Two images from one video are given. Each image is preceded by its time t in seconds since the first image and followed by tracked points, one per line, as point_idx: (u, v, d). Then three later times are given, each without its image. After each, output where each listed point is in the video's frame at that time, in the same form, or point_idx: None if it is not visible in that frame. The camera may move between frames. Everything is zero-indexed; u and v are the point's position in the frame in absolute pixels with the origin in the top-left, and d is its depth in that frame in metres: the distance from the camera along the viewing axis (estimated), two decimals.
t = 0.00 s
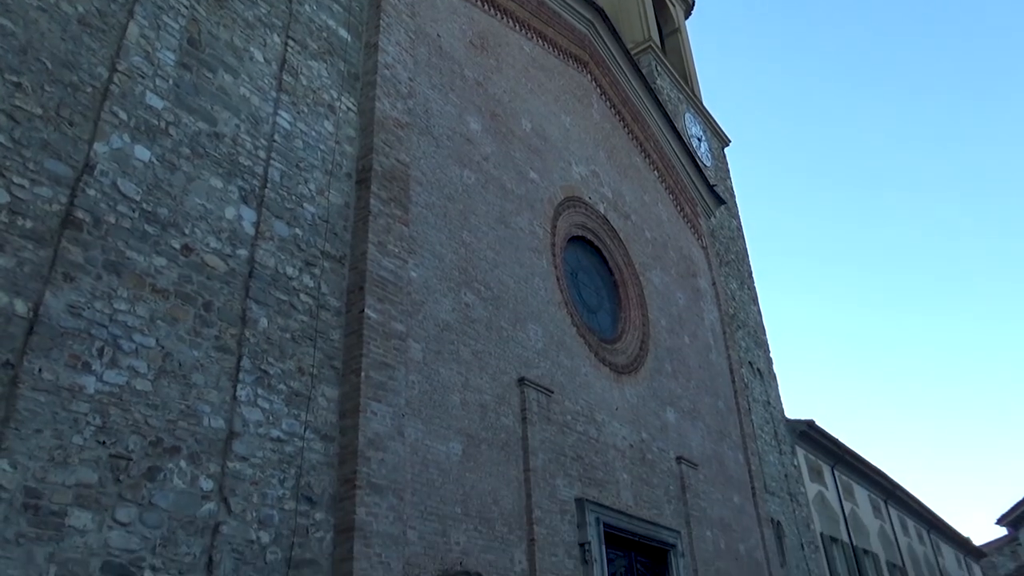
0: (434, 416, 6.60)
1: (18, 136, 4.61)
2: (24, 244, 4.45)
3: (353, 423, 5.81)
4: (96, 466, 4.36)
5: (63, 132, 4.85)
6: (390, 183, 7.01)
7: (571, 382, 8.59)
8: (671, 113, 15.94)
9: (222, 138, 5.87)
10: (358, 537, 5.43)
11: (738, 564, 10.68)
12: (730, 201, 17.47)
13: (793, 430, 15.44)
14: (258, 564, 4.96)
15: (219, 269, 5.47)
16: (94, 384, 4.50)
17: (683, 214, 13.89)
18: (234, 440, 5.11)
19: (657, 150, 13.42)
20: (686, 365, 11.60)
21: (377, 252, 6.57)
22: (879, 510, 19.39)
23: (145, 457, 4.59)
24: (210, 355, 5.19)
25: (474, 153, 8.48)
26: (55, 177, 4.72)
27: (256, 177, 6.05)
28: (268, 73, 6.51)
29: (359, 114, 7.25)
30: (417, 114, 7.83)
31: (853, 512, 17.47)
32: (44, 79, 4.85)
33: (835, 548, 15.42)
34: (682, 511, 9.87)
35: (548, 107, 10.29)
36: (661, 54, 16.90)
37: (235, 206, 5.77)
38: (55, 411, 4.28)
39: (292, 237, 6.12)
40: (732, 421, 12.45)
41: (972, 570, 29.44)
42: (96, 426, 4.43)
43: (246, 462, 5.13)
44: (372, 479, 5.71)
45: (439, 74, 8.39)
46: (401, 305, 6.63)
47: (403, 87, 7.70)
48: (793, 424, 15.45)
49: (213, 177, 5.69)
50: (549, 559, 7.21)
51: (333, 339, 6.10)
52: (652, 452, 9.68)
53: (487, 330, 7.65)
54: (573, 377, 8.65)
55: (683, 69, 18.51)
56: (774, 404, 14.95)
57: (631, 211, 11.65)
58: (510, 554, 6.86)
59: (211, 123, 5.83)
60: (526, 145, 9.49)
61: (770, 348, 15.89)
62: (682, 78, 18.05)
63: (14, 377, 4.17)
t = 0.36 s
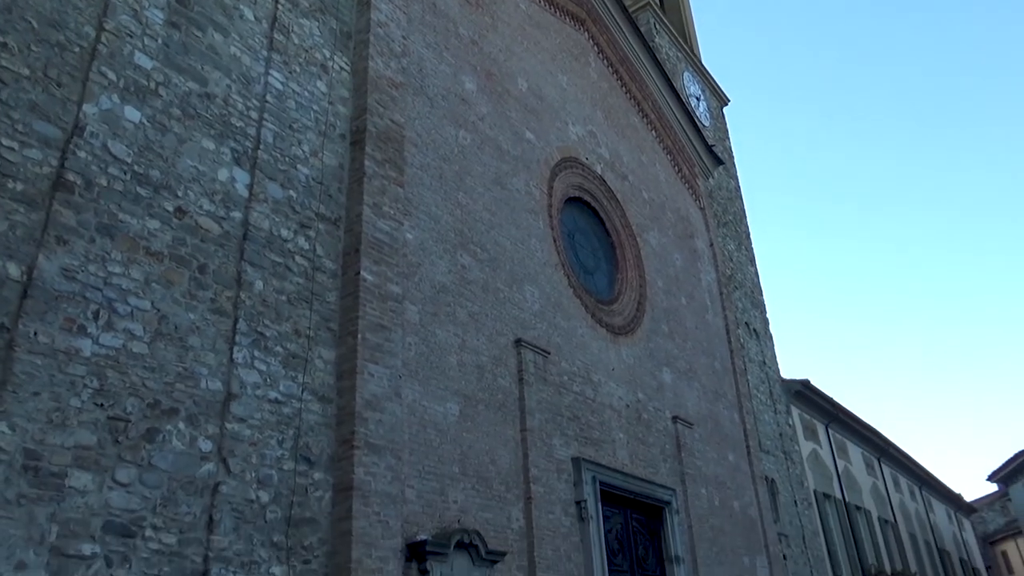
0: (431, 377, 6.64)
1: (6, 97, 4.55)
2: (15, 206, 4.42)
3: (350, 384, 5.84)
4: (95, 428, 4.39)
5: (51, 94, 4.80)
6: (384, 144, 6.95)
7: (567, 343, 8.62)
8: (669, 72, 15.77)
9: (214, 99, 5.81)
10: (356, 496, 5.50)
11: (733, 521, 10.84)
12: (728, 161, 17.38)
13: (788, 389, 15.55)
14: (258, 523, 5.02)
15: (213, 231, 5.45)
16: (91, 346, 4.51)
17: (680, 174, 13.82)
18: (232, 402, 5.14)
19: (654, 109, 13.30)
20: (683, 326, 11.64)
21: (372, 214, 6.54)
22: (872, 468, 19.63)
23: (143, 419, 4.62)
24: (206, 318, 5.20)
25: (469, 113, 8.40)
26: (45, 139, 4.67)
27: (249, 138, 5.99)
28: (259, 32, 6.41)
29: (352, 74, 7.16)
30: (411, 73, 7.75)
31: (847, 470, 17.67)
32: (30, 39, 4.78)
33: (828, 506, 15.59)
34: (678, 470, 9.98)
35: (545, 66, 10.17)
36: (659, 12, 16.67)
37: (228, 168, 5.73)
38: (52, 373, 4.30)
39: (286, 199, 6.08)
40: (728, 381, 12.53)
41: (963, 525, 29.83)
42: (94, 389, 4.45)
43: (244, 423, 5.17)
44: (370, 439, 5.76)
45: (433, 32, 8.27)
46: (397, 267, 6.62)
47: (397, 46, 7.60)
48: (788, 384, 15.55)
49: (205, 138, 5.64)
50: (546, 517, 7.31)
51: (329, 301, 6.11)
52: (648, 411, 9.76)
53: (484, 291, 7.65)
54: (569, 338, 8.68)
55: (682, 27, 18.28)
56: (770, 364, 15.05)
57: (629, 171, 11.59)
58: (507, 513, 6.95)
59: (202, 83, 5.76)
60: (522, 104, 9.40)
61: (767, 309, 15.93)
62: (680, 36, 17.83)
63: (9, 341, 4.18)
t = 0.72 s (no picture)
0: (425, 342, 6.66)
1: None
2: (3, 171, 4.37)
3: (344, 348, 5.85)
4: (90, 393, 4.39)
5: (37, 55, 4.72)
6: (377, 107, 6.88)
7: (562, 308, 8.63)
8: (665, 33, 15.59)
9: (203, 61, 5.72)
10: (352, 459, 5.54)
11: (725, 482, 10.97)
12: (724, 123, 17.26)
13: (782, 352, 15.63)
14: (254, 486, 5.06)
15: (205, 196, 5.41)
16: (83, 312, 4.50)
17: (676, 137, 13.73)
18: (226, 366, 5.15)
19: (650, 71, 13.17)
20: (677, 290, 11.66)
21: (365, 178, 6.50)
22: (864, 430, 19.84)
23: (138, 383, 4.63)
24: (199, 283, 5.18)
25: (463, 76, 8.30)
26: (31, 102, 4.61)
27: (239, 101, 5.92)
28: None
29: (343, 35, 7.05)
30: (404, 35, 7.64)
31: (838, 431, 17.84)
32: None
33: (820, 467, 15.78)
34: (671, 432, 10.07)
35: (539, 27, 10.04)
36: None
37: (218, 131, 5.66)
38: (45, 338, 4.29)
39: (278, 163, 6.03)
40: (722, 344, 12.59)
41: (952, 485, 30.20)
42: (88, 354, 4.45)
43: (239, 387, 5.18)
44: (365, 403, 5.78)
45: None
46: (391, 232, 6.59)
47: (388, 6, 7.48)
48: (782, 347, 15.63)
49: (195, 101, 5.57)
50: (541, 479, 7.38)
51: (322, 266, 6.09)
52: (642, 375, 9.81)
53: (478, 256, 7.64)
54: (564, 302, 8.69)
55: None
56: (763, 328, 15.11)
57: (624, 135, 11.51)
58: (502, 475, 7.02)
59: (190, 45, 5.67)
60: (516, 66, 9.29)
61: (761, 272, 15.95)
62: None
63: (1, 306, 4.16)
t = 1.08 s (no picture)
0: (422, 304, 6.66)
1: None
2: None
3: (340, 311, 5.84)
4: (86, 354, 4.39)
5: (24, 11, 4.62)
6: (372, 67, 6.78)
7: (559, 271, 8.62)
8: None
9: (194, 18, 5.62)
10: (349, 420, 5.56)
11: (719, 444, 11.07)
12: (723, 84, 17.09)
13: (777, 315, 15.67)
14: (252, 447, 5.08)
15: (199, 156, 5.36)
16: (78, 273, 4.47)
17: (674, 98, 13.60)
18: (223, 328, 5.14)
19: (649, 31, 12.99)
20: (674, 253, 11.64)
21: (361, 139, 6.43)
22: (857, 392, 19.98)
23: (134, 345, 4.62)
24: (194, 245, 5.15)
25: (459, 35, 8.18)
26: (20, 60, 4.53)
27: (232, 60, 5.82)
28: None
29: None
30: None
31: (832, 394, 17.97)
32: None
33: (812, 428, 15.92)
34: (666, 395, 10.13)
35: None
36: None
37: (211, 91, 5.58)
38: (40, 300, 4.27)
39: (272, 123, 5.95)
40: (718, 307, 12.62)
41: (942, 447, 30.53)
42: (83, 316, 4.44)
43: (236, 349, 5.18)
44: (362, 365, 5.79)
45: None
46: (386, 193, 6.54)
47: None
48: (777, 310, 15.66)
49: (187, 59, 5.48)
50: (538, 441, 7.44)
51: (318, 228, 6.05)
52: (638, 338, 9.84)
53: (474, 218, 7.60)
54: (561, 265, 8.68)
55: None
56: (759, 291, 15.12)
57: (622, 96, 11.39)
58: (499, 436, 7.07)
59: (181, 2, 5.56)
60: (513, 25, 9.15)
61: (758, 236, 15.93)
62: None
63: None
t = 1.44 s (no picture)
0: (418, 271, 6.65)
1: None
2: None
3: (336, 277, 5.83)
4: (81, 320, 4.38)
5: None
6: (366, 30, 6.69)
7: (555, 238, 8.60)
8: None
9: None
10: (345, 386, 5.58)
11: (713, 409, 11.15)
12: (721, 49, 16.93)
13: (772, 282, 15.70)
14: (249, 412, 5.10)
15: (191, 121, 5.30)
16: (71, 240, 4.45)
17: (672, 63, 13.47)
18: (218, 295, 5.13)
19: None
20: (670, 219, 11.62)
21: (355, 103, 6.37)
22: (850, 358, 20.10)
23: (130, 311, 4.62)
24: (188, 211, 5.12)
25: None
26: (7, 22, 4.45)
27: (223, 23, 5.74)
28: None
29: None
30: None
31: (826, 360, 18.08)
32: None
33: (806, 394, 16.04)
34: (661, 361, 10.18)
35: None
36: None
37: (202, 54, 5.50)
38: (34, 266, 4.25)
39: (265, 88, 5.88)
40: (713, 274, 12.63)
41: (934, 412, 30.81)
42: (78, 282, 4.42)
43: (231, 316, 5.17)
44: (358, 331, 5.80)
45: None
46: (381, 159, 6.49)
47: None
48: (773, 277, 15.68)
49: (177, 22, 5.40)
50: (533, 406, 7.49)
51: (313, 194, 6.02)
52: (634, 304, 9.85)
53: (470, 184, 7.56)
54: (557, 232, 8.65)
55: None
56: (755, 257, 15.13)
57: (619, 60, 11.28)
58: (495, 402, 7.11)
59: None
60: None
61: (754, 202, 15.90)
62: None
63: None
